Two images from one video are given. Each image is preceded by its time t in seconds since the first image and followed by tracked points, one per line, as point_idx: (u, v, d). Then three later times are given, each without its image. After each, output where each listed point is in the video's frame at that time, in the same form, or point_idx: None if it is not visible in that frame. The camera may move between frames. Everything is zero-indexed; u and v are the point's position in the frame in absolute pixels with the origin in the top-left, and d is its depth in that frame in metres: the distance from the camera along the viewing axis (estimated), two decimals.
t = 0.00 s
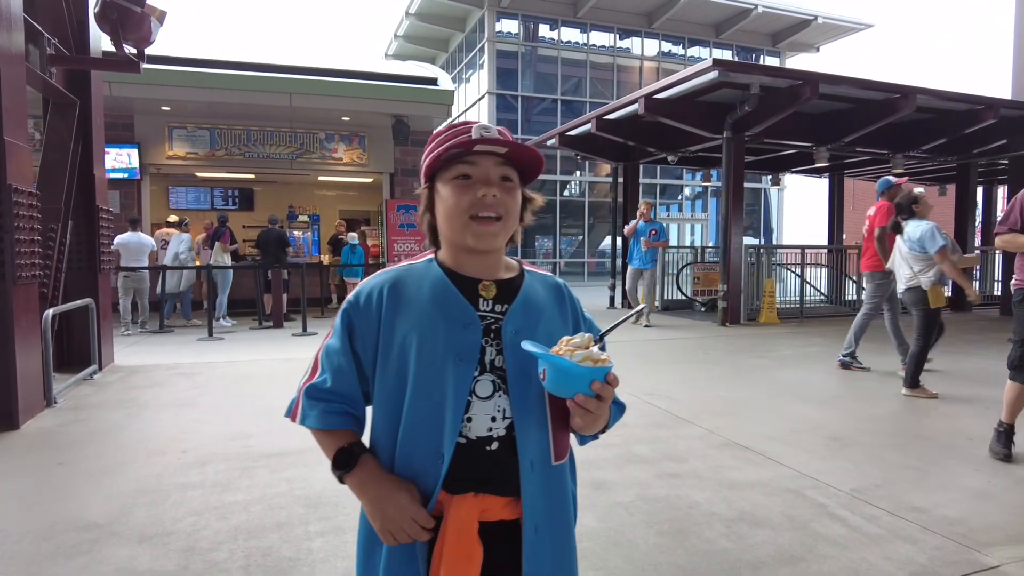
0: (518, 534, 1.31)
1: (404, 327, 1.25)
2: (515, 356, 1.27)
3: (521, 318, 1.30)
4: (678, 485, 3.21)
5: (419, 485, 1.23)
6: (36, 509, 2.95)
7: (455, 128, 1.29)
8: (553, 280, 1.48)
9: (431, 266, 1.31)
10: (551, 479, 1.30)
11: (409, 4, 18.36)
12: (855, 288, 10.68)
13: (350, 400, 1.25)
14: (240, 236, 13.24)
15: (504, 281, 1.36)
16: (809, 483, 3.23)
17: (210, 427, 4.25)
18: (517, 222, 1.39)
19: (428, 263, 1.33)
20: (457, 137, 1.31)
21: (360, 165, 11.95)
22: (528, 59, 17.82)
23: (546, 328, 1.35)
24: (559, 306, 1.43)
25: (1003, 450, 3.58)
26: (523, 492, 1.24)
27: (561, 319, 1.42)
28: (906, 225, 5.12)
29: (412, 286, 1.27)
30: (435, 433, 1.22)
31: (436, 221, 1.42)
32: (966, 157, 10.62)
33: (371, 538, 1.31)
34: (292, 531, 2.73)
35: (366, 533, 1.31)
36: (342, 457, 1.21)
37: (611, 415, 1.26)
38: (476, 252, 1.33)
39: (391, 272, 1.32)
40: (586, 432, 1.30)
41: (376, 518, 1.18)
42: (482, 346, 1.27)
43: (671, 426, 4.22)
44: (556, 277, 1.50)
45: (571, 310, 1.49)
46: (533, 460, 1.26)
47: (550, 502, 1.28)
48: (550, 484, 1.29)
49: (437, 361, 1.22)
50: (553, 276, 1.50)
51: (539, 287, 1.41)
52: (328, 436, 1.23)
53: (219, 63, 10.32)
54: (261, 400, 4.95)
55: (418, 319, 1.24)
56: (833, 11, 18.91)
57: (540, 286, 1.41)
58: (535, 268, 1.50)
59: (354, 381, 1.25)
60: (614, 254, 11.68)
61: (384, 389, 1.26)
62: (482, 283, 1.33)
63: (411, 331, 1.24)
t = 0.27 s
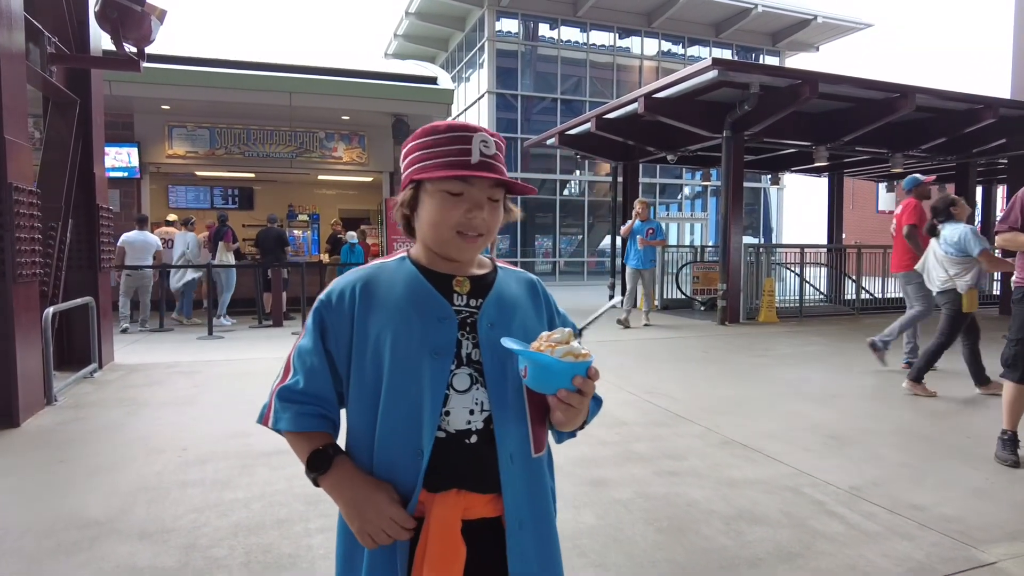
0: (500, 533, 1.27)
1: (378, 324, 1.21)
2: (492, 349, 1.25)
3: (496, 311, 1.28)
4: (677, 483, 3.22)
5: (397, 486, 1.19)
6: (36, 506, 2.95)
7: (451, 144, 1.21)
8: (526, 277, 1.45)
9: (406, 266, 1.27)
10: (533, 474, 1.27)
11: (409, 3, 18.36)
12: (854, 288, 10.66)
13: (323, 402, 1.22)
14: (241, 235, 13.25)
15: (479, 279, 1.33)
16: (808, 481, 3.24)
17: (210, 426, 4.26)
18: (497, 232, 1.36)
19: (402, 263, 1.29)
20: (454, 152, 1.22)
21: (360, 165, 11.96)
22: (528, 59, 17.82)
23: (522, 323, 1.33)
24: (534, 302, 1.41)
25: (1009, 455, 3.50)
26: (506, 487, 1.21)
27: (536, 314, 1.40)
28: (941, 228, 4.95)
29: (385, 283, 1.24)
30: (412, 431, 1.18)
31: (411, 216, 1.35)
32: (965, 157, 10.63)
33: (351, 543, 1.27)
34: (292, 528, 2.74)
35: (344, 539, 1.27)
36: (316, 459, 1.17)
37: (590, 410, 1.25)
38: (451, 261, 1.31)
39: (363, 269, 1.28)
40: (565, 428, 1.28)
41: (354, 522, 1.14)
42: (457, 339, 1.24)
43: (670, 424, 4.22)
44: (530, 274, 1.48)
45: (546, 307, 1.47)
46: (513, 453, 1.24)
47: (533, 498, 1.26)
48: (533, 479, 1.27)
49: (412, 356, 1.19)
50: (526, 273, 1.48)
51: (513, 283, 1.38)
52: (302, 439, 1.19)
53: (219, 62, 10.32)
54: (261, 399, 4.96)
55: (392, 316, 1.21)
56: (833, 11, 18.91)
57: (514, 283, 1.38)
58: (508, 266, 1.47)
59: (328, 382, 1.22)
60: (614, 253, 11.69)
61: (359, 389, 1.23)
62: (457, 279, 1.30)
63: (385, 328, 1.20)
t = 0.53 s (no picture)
0: (498, 538, 1.26)
1: (368, 325, 1.21)
2: (484, 350, 1.24)
3: (489, 310, 1.27)
4: (676, 482, 3.22)
5: (391, 491, 1.19)
6: (35, 505, 2.95)
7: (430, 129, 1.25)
8: (519, 277, 1.45)
9: (395, 263, 1.28)
10: (529, 477, 1.26)
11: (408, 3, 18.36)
12: (854, 288, 10.63)
13: (315, 406, 1.21)
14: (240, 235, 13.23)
15: (470, 277, 1.33)
16: (808, 480, 3.24)
17: (209, 425, 4.25)
18: (486, 224, 1.36)
19: (392, 260, 1.29)
20: (435, 137, 1.26)
21: (360, 164, 11.94)
22: (527, 58, 17.81)
23: (515, 323, 1.32)
24: (528, 302, 1.40)
25: (1009, 455, 3.49)
26: (502, 492, 1.21)
27: (529, 314, 1.39)
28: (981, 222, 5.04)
29: (375, 284, 1.24)
30: (404, 434, 1.17)
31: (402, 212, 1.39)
32: (964, 156, 10.64)
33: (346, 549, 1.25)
34: (291, 528, 2.73)
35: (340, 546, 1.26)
36: (309, 466, 1.17)
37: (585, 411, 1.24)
38: (439, 251, 1.30)
39: (354, 270, 1.28)
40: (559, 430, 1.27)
41: (348, 528, 1.14)
42: (450, 339, 1.23)
43: (669, 424, 4.23)
44: (524, 275, 1.47)
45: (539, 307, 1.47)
46: (509, 456, 1.23)
47: (531, 501, 1.25)
48: (529, 482, 1.26)
49: (403, 357, 1.18)
50: (520, 273, 1.47)
51: (505, 283, 1.38)
52: (295, 444, 1.19)
53: (219, 61, 10.32)
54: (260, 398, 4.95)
55: (382, 317, 1.20)
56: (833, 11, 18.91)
57: (506, 282, 1.38)
58: (501, 266, 1.47)
59: (319, 385, 1.21)
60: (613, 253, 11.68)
61: (351, 392, 1.22)
62: (448, 278, 1.29)
63: (375, 328, 1.20)
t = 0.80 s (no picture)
0: (508, 558, 1.23)
1: (370, 333, 1.17)
2: (493, 362, 1.20)
3: (497, 319, 1.24)
4: (680, 485, 3.19)
5: (396, 508, 1.15)
6: (33, 509, 2.92)
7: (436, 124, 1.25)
8: (530, 285, 1.41)
9: (401, 268, 1.25)
10: (539, 495, 1.23)
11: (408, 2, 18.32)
12: (855, 288, 10.58)
13: (319, 419, 1.18)
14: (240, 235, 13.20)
15: (478, 284, 1.29)
16: (813, 484, 3.21)
17: (209, 427, 4.23)
18: (494, 226, 1.33)
19: (397, 265, 1.27)
20: (441, 131, 1.26)
21: (360, 163, 11.90)
22: (528, 57, 17.77)
23: (525, 333, 1.28)
24: (538, 310, 1.37)
25: (1016, 459, 3.46)
26: (513, 511, 1.17)
27: (540, 323, 1.36)
28: None
29: (378, 291, 1.21)
30: (408, 449, 1.14)
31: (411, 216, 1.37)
32: (966, 156, 10.61)
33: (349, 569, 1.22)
34: (291, 533, 2.70)
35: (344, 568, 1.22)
36: (312, 483, 1.14)
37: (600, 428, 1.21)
38: (446, 251, 1.27)
39: (356, 276, 1.25)
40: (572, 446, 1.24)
41: (353, 549, 1.10)
42: (457, 348, 1.20)
43: (672, 425, 4.20)
44: (535, 282, 1.43)
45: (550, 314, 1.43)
46: (518, 474, 1.19)
47: (541, 521, 1.22)
48: (538, 499, 1.22)
49: (407, 368, 1.15)
50: (530, 281, 1.44)
51: (515, 290, 1.34)
52: (297, 460, 1.16)
53: (219, 61, 10.28)
54: (260, 400, 4.92)
55: (386, 325, 1.17)
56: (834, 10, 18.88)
57: (515, 290, 1.34)
58: (510, 273, 1.43)
59: (321, 397, 1.18)
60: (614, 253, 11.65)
61: (354, 403, 1.19)
62: (455, 284, 1.26)
63: (378, 337, 1.17)
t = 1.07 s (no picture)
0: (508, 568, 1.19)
1: (363, 336, 1.15)
2: (491, 365, 1.18)
3: (496, 321, 1.21)
4: (682, 486, 3.16)
5: (389, 518, 1.12)
6: (28, 510, 2.89)
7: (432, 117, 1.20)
8: (531, 285, 1.38)
9: (396, 269, 1.22)
10: (540, 502, 1.20)
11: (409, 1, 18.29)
12: (856, 287, 10.51)
13: (309, 424, 1.15)
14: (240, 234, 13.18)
15: (476, 285, 1.27)
16: (816, 485, 3.18)
17: (207, 427, 4.20)
18: (493, 224, 1.30)
19: (393, 265, 1.24)
20: (438, 124, 1.23)
21: (360, 162, 11.86)
22: (528, 56, 17.73)
23: (526, 335, 1.26)
24: (539, 312, 1.34)
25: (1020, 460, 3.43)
26: (511, 520, 1.14)
27: (541, 325, 1.33)
28: None
29: (372, 291, 1.18)
30: (404, 454, 1.12)
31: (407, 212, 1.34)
32: (968, 155, 10.57)
33: None
34: (289, 535, 2.68)
35: None
36: (302, 491, 1.11)
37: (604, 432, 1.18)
38: (444, 251, 1.24)
39: (349, 276, 1.22)
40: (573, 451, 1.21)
41: (343, 560, 1.07)
42: (455, 351, 1.17)
43: (674, 426, 4.17)
44: (536, 283, 1.41)
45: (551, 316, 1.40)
46: (518, 483, 1.16)
47: (542, 530, 1.19)
48: (539, 507, 1.19)
49: (402, 372, 1.12)
50: (530, 281, 1.41)
51: (515, 291, 1.32)
52: (286, 466, 1.13)
53: (218, 59, 10.25)
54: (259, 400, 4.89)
55: (380, 327, 1.14)
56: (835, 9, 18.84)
57: (515, 290, 1.32)
58: (510, 272, 1.41)
59: (312, 401, 1.15)
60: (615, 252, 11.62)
61: (346, 408, 1.16)
62: (453, 284, 1.23)
63: (371, 339, 1.14)
